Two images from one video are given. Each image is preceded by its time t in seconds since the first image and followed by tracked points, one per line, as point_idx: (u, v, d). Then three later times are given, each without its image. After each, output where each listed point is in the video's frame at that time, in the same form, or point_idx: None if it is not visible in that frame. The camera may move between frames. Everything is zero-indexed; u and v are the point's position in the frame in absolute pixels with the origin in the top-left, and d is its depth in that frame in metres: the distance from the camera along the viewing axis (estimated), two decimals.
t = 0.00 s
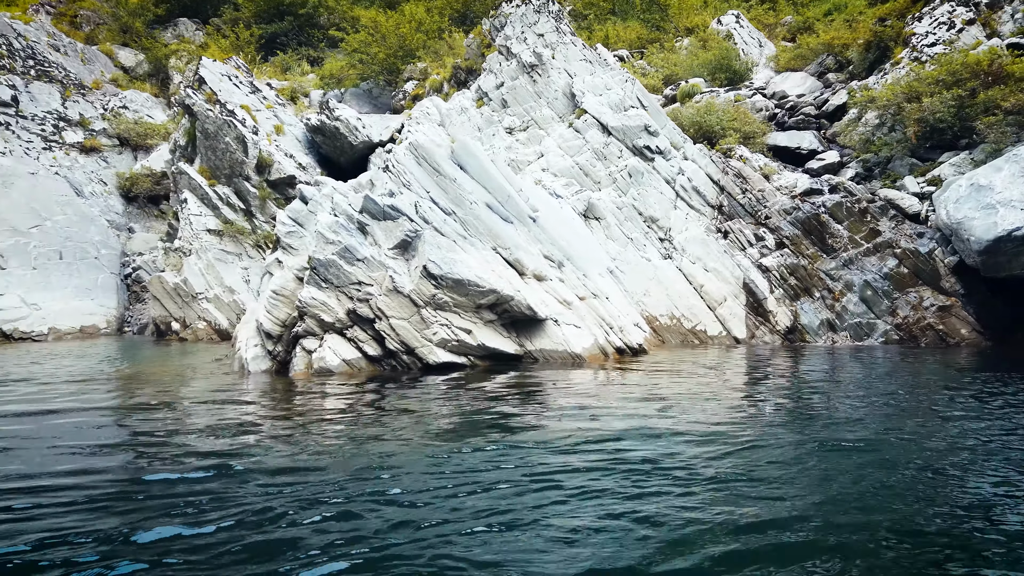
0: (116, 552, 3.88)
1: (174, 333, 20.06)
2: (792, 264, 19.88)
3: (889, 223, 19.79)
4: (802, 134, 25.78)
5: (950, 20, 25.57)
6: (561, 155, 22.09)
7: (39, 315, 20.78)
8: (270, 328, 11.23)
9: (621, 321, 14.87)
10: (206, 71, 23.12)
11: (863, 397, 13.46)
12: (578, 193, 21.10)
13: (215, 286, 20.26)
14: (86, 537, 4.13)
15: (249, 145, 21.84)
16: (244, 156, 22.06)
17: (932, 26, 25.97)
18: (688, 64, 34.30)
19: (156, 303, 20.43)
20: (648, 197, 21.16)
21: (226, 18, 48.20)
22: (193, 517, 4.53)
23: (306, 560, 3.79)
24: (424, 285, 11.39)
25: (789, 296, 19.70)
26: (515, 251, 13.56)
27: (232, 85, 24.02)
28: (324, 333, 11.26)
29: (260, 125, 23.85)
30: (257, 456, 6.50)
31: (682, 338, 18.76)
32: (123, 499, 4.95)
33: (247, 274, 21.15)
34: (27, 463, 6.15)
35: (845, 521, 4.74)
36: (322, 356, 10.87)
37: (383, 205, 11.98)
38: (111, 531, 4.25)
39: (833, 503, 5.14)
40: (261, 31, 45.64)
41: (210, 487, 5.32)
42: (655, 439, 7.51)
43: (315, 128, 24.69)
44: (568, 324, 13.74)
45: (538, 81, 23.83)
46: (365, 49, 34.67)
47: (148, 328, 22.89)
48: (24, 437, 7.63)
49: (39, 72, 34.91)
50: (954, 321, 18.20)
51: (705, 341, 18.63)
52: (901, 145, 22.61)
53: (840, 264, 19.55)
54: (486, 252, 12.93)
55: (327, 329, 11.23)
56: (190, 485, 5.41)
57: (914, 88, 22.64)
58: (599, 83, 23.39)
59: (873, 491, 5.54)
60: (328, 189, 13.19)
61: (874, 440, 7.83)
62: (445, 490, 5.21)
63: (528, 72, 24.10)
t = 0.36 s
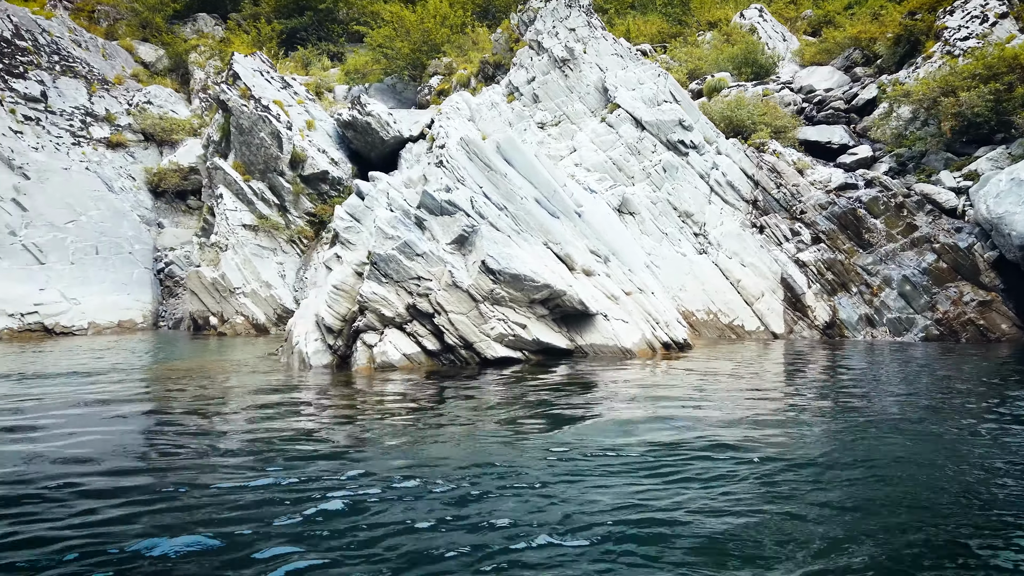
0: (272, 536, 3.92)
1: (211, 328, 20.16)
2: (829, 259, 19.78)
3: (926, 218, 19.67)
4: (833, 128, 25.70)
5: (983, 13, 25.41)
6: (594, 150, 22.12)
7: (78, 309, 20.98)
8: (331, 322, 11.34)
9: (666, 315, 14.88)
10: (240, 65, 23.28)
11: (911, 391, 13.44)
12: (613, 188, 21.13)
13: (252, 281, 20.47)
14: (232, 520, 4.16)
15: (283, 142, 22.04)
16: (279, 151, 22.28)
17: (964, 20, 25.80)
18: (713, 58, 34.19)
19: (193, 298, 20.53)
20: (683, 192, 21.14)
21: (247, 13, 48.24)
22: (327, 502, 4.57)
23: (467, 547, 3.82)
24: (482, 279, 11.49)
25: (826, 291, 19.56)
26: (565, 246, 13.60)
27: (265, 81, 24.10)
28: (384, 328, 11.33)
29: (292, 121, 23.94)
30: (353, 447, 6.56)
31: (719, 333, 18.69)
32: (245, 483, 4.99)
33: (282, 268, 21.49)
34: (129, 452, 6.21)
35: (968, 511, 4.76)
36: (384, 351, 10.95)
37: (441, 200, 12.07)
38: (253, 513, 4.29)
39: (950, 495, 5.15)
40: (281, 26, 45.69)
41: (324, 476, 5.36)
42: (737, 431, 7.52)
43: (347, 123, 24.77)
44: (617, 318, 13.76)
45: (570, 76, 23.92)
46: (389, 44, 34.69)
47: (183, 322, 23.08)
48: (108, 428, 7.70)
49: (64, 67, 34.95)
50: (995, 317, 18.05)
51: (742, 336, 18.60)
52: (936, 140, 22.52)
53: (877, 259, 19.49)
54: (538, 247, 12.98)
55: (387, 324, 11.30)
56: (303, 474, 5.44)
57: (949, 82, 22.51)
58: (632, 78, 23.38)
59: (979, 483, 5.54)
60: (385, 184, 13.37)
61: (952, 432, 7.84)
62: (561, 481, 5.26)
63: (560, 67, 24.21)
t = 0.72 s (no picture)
0: (424, 539, 3.92)
1: (250, 328, 20.12)
2: (868, 258, 19.67)
3: (965, 216, 19.45)
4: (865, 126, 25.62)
5: (1017, 11, 25.27)
6: (629, 150, 22.13)
7: (119, 309, 21.49)
8: (393, 322, 11.43)
9: (713, 315, 14.85)
10: (276, 65, 23.53)
11: (963, 387, 13.40)
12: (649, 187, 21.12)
13: (290, 280, 20.64)
14: (376, 524, 4.15)
15: (319, 143, 22.38)
16: (315, 151, 22.63)
17: (997, 17, 25.67)
18: (739, 56, 34.12)
19: (232, 297, 20.53)
20: (719, 192, 21.10)
21: (268, 13, 48.36)
22: (457, 506, 4.56)
23: (620, 549, 3.85)
24: (541, 280, 11.57)
25: (866, 291, 19.40)
26: (616, 246, 13.61)
27: (298, 81, 24.19)
28: (445, 327, 11.38)
29: (325, 121, 24.05)
30: (449, 445, 6.61)
31: (758, 333, 18.65)
32: (367, 485, 5.06)
33: (319, 268, 21.65)
34: (228, 452, 6.24)
35: None
36: (446, 350, 11.01)
37: (499, 200, 12.13)
38: (392, 516, 4.28)
39: None
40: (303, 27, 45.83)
41: (437, 477, 5.36)
42: (820, 429, 7.50)
43: (379, 123, 24.89)
44: (667, 318, 13.76)
45: (602, 75, 24.04)
46: (415, 43, 34.78)
47: (219, 321, 23.29)
48: (194, 426, 7.78)
49: (91, 67, 35.05)
50: None
51: (781, 336, 18.55)
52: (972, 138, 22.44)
53: (915, 259, 19.27)
54: (591, 246, 13.01)
55: (448, 324, 11.36)
56: (414, 475, 5.44)
57: (985, 79, 22.38)
58: (666, 76, 23.36)
59: None
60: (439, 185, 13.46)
61: None
62: (678, 481, 5.25)
63: (592, 67, 24.38)
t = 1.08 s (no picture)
0: (581, 538, 3.96)
1: (296, 328, 20.22)
2: (915, 259, 19.42)
3: (1012, 216, 19.40)
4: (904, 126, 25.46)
5: None
6: (670, 150, 22.07)
7: (166, 309, 21.84)
8: (459, 323, 11.50)
9: (767, 316, 14.78)
10: (318, 67, 23.85)
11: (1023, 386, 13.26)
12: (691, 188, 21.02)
13: (334, 281, 20.87)
14: (531, 523, 4.20)
15: (360, 146, 22.66)
16: (356, 153, 22.86)
17: None
18: (771, 56, 33.96)
19: (277, 298, 20.56)
20: (762, 193, 20.93)
21: (294, 16, 48.62)
22: (600, 503, 4.61)
23: (776, 547, 3.87)
24: (607, 282, 11.62)
25: (914, 292, 19.15)
26: (674, 248, 13.59)
27: (337, 84, 24.32)
28: (511, 329, 11.42)
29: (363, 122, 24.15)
30: (550, 443, 6.66)
31: (804, 334, 18.44)
32: (493, 484, 5.11)
33: (361, 269, 21.89)
34: (338, 453, 6.33)
35: None
36: (513, 351, 11.04)
37: (562, 202, 12.29)
38: (541, 515, 4.34)
39: None
40: (330, 29, 46.06)
41: (561, 476, 5.40)
42: (913, 427, 7.48)
43: (417, 125, 25.01)
44: (724, 320, 13.70)
45: (641, 75, 24.21)
46: (446, 45, 34.90)
47: (261, 322, 23.60)
48: (286, 425, 7.90)
49: (125, 70, 35.34)
50: None
51: (829, 338, 18.31)
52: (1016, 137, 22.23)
53: (963, 259, 19.20)
54: (651, 247, 13.02)
55: (514, 326, 11.39)
56: (536, 474, 5.48)
57: None
58: (705, 77, 23.30)
59: None
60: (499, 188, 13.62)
61: None
62: (804, 479, 5.25)
63: (630, 67, 24.52)
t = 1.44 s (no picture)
0: (748, 536, 3.93)
1: (346, 328, 20.43)
2: (971, 259, 19.27)
3: None
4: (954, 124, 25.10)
5: None
6: (717, 150, 21.90)
7: (219, 309, 22.07)
8: (531, 324, 11.53)
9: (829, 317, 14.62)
10: (364, 69, 24.10)
11: None
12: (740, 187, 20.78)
13: (383, 282, 20.98)
14: (688, 522, 4.19)
15: (406, 147, 22.78)
16: (403, 154, 22.98)
17: None
18: (810, 55, 33.63)
19: (328, 298, 20.84)
20: (814, 192, 20.64)
21: (327, 18, 48.93)
22: (746, 502, 4.59)
23: (951, 543, 3.82)
24: (678, 282, 11.51)
25: (970, 292, 18.92)
26: (739, 248, 13.51)
27: (381, 85, 24.42)
28: (582, 330, 11.42)
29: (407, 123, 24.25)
30: (658, 442, 6.64)
31: (859, 335, 18.12)
32: (628, 483, 5.10)
33: (408, 269, 22.00)
34: (450, 450, 6.35)
35: None
36: (586, 352, 11.04)
37: (633, 202, 12.37)
38: (696, 513, 4.31)
39: None
40: (363, 30, 46.27)
41: (690, 474, 5.38)
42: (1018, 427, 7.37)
43: (461, 126, 25.08)
44: (789, 321, 13.58)
45: (687, 75, 24.31)
46: (482, 46, 34.97)
47: (310, 321, 23.98)
48: (381, 424, 7.96)
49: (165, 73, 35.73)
50: None
51: (886, 339, 17.97)
52: None
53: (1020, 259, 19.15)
54: (718, 247, 12.96)
55: (585, 326, 11.38)
56: (663, 472, 5.46)
57: None
58: (753, 76, 23.14)
59: None
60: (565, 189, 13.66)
61: None
62: (941, 478, 5.18)
63: (676, 67, 24.72)
